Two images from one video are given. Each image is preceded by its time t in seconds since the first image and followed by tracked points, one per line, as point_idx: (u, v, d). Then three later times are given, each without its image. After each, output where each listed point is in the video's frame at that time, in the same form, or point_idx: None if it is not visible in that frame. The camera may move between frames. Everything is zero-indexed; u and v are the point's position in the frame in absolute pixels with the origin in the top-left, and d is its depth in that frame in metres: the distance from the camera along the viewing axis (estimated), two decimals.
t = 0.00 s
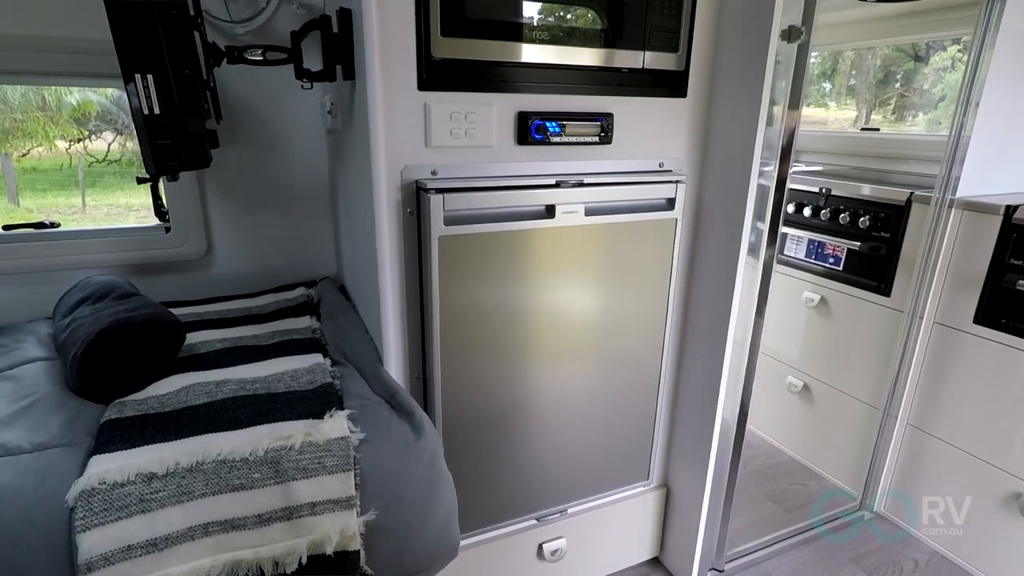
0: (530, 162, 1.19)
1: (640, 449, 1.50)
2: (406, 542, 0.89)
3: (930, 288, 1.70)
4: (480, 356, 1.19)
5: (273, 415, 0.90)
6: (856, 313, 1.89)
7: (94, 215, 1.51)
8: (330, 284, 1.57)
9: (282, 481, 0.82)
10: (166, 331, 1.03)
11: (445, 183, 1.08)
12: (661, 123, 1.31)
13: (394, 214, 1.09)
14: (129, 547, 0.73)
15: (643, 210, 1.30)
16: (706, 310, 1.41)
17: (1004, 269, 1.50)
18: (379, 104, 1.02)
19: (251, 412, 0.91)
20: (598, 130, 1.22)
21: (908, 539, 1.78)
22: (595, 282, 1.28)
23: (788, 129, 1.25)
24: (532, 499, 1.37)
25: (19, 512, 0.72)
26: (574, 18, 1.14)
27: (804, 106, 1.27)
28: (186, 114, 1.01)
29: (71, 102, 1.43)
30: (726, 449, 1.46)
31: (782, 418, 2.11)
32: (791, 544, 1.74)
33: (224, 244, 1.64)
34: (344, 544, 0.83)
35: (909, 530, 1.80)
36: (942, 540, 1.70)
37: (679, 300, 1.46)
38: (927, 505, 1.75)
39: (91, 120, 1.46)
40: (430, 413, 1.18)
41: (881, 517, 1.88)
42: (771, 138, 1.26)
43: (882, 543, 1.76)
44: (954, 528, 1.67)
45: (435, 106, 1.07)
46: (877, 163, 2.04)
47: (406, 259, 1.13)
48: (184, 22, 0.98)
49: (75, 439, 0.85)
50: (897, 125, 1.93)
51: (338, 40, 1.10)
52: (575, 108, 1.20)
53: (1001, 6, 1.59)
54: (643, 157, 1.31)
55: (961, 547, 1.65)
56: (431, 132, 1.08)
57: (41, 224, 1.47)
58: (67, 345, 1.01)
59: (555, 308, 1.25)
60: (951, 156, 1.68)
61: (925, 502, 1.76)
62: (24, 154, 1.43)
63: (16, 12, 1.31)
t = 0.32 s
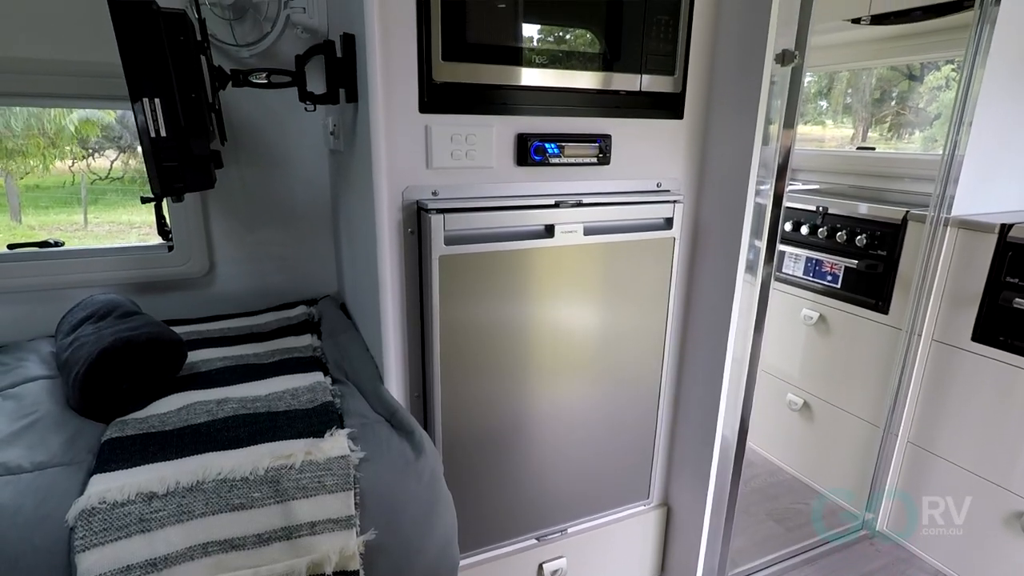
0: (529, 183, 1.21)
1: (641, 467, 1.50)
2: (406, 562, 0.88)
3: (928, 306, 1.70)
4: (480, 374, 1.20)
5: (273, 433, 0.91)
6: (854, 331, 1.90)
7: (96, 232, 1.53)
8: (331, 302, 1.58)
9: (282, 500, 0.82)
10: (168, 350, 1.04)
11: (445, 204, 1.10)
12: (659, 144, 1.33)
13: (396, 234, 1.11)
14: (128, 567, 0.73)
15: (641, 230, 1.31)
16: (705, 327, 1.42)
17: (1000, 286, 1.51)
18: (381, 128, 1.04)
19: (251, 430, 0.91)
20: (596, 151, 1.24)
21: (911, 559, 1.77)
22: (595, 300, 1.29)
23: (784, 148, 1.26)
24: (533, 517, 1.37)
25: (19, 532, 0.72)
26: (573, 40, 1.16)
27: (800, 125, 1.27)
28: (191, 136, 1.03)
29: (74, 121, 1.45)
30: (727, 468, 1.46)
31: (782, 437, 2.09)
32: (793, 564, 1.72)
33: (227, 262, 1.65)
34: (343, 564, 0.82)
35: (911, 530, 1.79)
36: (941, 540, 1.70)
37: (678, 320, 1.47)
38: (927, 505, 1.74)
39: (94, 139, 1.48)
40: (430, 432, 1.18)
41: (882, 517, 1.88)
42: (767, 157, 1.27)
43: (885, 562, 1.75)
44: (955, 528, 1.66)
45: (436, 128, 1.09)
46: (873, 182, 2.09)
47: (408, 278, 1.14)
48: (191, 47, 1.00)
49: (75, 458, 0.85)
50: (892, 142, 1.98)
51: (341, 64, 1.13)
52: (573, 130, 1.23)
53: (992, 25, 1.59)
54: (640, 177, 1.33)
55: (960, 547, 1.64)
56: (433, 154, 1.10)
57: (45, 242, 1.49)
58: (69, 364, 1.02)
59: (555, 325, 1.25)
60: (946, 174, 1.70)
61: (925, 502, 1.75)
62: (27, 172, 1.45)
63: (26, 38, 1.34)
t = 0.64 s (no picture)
0: (529, 202, 1.23)
1: (640, 484, 1.50)
2: None
3: (925, 321, 1.72)
4: (479, 391, 1.20)
5: (274, 451, 0.91)
6: (852, 348, 1.90)
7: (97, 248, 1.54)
8: (332, 319, 1.59)
9: (282, 518, 0.82)
10: (171, 368, 1.05)
11: (446, 223, 1.11)
12: (656, 164, 1.35)
13: (397, 252, 1.12)
14: None
15: (639, 248, 1.33)
16: (703, 343, 1.43)
17: (996, 303, 1.52)
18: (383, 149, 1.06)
19: (252, 448, 0.92)
20: (594, 171, 1.26)
21: None
22: (594, 317, 1.30)
23: (780, 166, 1.28)
24: (532, 537, 1.36)
25: (20, 550, 0.73)
26: (572, 62, 1.19)
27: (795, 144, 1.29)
28: (196, 157, 1.04)
29: (77, 138, 1.47)
30: (727, 486, 1.45)
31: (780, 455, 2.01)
32: None
33: (229, 280, 1.67)
34: None
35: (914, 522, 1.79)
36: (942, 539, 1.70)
37: (677, 337, 1.48)
38: (927, 505, 1.75)
39: (97, 156, 1.50)
40: (429, 450, 1.19)
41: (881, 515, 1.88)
42: (763, 175, 1.28)
43: None
44: (955, 527, 1.66)
45: (437, 149, 1.11)
46: (869, 201, 2.13)
47: (408, 296, 1.15)
48: (198, 71, 1.05)
49: (77, 476, 0.86)
50: (890, 160, 2.02)
51: (344, 86, 1.16)
52: (572, 150, 1.25)
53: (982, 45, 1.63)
54: (638, 196, 1.35)
55: (959, 546, 1.64)
56: (434, 174, 1.12)
57: (50, 261, 1.50)
58: (71, 382, 1.02)
59: (554, 342, 1.26)
60: (941, 192, 1.71)
61: (926, 502, 1.75)
62: (30, 188, 1.47)
63: (37, 61, 1.38)
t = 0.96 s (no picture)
0: (529, 228, 1.25)
1: (640, 509, 1.49)
2: None
3: (923, 353, 1.69)
4: (479, 413, 1.20)
5: (274, 476, 0.91)
6: (851, 370, 1.91)
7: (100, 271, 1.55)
8: (333, 343, 1.60)
9: (281, 544, 0.82)
10: (172, 393, 1.05)
11: (446, 248, 1.13)
12: (653, 190, 1.38)
13: (398, 278, 1.14)
14: None
15: (638, 273, 1.34)
16: (702, 366, 1.43)
17: (994, 326, 1.51)
18: (385, 177, 1.08)
19: (253, 473, 0.92)
20: (593, 197, 1.29)
21: None
22: (594, 340, 1.31)
23: (776, 188, 1.28)
24: (532, 562, 1.35)
25: None
26: (569, 91, 1.22)
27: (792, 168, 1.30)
28: (202, 184, 1.07)
29: (81, 161, 1.49)
30: (728, 511, 1.44)
31: (782, 476, 2.15)
32: None
33: (232, 303, 1.68)
34: None
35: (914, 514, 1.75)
36: (944, 542, 1.66)
37: (676, 359, 1.48)
38: (926, 505, 1.72)
39: (101, 179, 1.52)
40: (429, 474, 1.18)
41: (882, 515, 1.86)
42: (760, 199, 1.30)
43: None
44: (955, 527, 1.63)
45: (438, 176, 1.14)
46: (869, 224, 2.16)
47: (409, 320, 1.16)
48: (205, 101, 1.08)
49: (76, 502, 0.86)
50: (887, 181, 2.05)
51: (348, 115, 1.18)
52: (571, 177, 1.27)
53: (972, 73, 1.63)
54: (636, 221, 1.37)
55: (960, 547, 1.61)
56: (435, 201, 1.14)
57: (55, 284, 1.52)
58: (73, 407, 1.03)
59: (555, 364, 1.27)
60: (935, 216, 1.69)
61: (926, 502, 1.72)
62: (33, 210, 1.48)
63: (48, 91, 1.41)
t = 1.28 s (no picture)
0: (528, 246, 1.26)
1: (641, 526, 1.48)
2: None
3: (922, 365, 1.69)
4: (479, 430, 1.20)
5: (274, 494, 0.91)
6: (851, 386, 1.90)
7: (101, 288, 1.56)
8: (333, 359, 1.61)
9: (280, 562, 0.80)
10: (173, 410, 1.06)
11: (447, 266, 1.13)
12: (652, 208, 1.39)
13: (399, 295, 1.15)
14: None
15: (637, 289, 1.35)
16: (702, 383, 1.43)
17: (992, 343, 1.52)
18: (387, 196, 1.10)
19: (252, 491, 0.92)
20: (592, 215, 1.30)
21: None
22: (594, 357, 1.31)
23: (773, 206, 1.30)
24: None
25: None
26: (568, 111, 1.24)
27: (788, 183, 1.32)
28: (205, 203, 1.08)
29: (82, 177, 1.50)
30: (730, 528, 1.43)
31: (784, 495, 2.11)
32: None
33: (232, 320, 1.69)
34: None
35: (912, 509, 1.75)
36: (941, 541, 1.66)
37: (676, 375, 1.49)
38: (927, 505, 1.71)
39: (103, 195, 1.53)
40: (429, 492, 1.18)
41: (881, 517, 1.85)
42: (758, 215, 1.31)
43: None
44: (954, 528, 1.63)
45: (439, 195, 1.15)
46: (867, 239, 2.17)
47: (409, 337, 1.17)
48: (209, 121, 1.09)
49: (75, 520, 0.86)
50: (884, 198, 2.07)
51: (350, 135, 1.20)
52: (570, 196, 1.29)
53: (964, 93, 1.61)
54: (635, 239, 1.38)
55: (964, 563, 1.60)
56: (435, 219, 1.15)
57: (56, 301, 1.52)
58: (73, 424, 1.03)
59: (555, 380, 1.27)
60: (932, 232, 1.69)
61: (925, 502, 1.71)
62: (34, 226, 1.48)
63: (55, 111, 1.44)
